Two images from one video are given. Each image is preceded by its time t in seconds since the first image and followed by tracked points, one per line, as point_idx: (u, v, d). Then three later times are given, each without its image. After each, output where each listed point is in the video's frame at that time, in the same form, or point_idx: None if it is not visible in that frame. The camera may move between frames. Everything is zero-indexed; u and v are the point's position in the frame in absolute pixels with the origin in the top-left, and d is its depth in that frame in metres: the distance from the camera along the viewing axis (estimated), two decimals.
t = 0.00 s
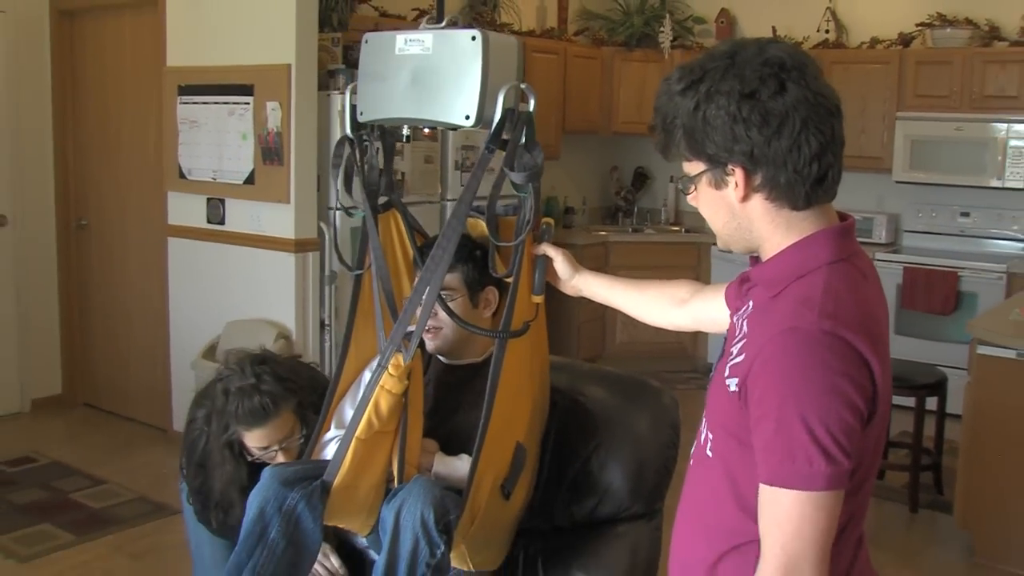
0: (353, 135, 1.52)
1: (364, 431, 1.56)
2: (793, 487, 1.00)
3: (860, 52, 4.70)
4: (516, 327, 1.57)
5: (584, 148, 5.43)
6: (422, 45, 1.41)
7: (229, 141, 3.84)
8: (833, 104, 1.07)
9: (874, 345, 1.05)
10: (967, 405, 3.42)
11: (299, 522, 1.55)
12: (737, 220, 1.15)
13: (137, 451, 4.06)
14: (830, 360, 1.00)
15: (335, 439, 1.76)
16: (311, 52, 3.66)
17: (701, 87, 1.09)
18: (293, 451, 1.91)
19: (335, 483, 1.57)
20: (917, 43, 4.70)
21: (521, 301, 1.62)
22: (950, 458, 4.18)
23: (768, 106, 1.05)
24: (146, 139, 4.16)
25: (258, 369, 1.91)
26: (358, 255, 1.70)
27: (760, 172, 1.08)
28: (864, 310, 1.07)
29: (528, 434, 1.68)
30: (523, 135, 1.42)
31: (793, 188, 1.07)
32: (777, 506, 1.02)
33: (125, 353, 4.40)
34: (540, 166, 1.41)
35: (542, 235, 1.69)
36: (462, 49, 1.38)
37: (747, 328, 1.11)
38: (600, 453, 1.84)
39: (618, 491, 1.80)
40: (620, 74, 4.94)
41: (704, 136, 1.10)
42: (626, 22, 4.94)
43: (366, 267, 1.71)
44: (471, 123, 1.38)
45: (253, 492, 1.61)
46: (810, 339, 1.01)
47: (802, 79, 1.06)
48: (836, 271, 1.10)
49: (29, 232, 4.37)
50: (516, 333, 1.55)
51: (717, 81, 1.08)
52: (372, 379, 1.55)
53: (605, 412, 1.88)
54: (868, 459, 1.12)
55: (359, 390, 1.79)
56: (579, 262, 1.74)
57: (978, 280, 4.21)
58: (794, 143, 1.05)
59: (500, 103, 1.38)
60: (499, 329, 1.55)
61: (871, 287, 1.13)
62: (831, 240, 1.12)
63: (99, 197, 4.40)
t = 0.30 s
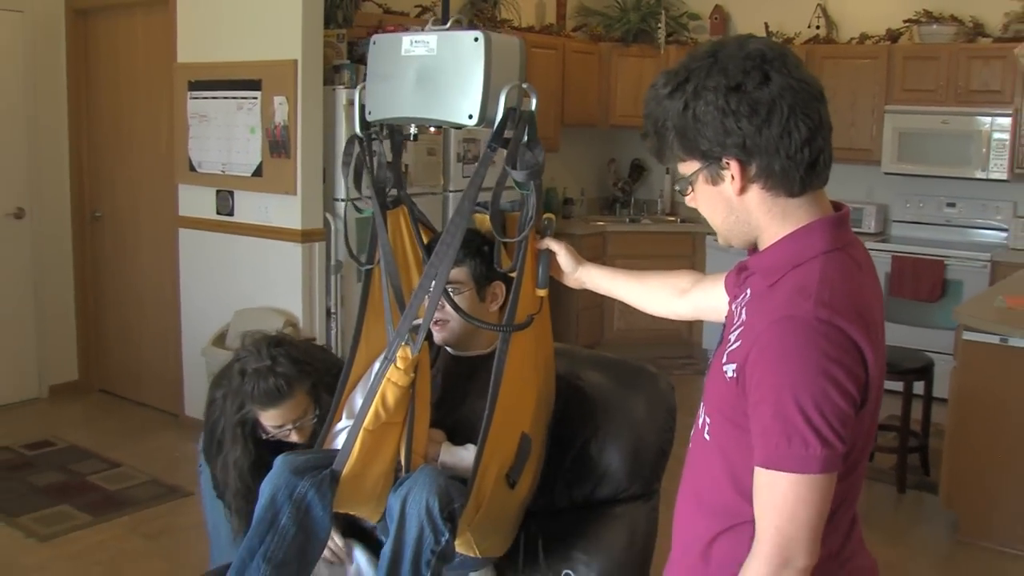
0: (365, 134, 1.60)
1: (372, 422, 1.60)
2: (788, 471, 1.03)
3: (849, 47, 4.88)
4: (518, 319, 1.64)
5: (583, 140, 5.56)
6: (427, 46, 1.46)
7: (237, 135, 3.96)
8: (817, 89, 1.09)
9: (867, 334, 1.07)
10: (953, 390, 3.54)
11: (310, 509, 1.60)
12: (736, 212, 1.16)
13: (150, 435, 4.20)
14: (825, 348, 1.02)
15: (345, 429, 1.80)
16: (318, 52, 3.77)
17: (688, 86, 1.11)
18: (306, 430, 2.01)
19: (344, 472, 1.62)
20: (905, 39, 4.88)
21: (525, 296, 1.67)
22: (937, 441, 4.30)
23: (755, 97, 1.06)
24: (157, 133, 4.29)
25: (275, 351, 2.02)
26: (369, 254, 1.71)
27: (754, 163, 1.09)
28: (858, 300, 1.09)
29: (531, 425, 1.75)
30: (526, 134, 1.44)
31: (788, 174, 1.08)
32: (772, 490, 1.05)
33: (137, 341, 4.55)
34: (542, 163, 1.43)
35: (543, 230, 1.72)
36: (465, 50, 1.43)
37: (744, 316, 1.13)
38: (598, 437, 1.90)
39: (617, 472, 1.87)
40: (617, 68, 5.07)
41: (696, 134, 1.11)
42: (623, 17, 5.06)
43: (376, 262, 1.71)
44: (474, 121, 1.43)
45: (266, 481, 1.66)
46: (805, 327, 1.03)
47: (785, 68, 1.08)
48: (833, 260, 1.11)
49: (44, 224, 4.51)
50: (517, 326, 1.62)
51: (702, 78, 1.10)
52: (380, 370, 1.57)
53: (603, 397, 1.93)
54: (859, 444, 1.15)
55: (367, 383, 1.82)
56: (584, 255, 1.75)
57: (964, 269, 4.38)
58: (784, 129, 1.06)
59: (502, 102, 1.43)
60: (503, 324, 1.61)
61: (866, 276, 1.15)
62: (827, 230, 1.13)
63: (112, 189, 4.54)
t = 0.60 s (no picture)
0: (371, 134, 1.58)
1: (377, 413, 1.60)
2: (771, 458, 1.03)
3: (839, 44, 5.07)
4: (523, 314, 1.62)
5: (581, 135, 5.71)
6: (434, 49, 1.42)
7: (244, 130, 4.07)
8: (811, 82, 1.08)
9: (858, 325, 1.06)
10: (938, 378, 3.63)
11: (317, 500, 1.59)
12: (731, 205, 1.14)
13: (160, 421, 4.32)
14: (814, 337, 1.02)
15: (351, 421, 1.80)
16: (323, 51, 3.88)
17: (685, 81, 1.09)
18: (310, 416, 1.99)
19: (350, 463, 1.60)
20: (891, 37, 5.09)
21: (528, 291, 1.65)
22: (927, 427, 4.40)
23: (753, 90, 1.05)
24: (167, 128, 4.41)
25: (277, 339, 2.00)
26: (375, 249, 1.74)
27: (753, 155, 1.07)
28: (851, 291, 1.08)
29: (534, 419, 1.72)
30: (531, 134, 1.42)
31: (786, 166, 1.07)
32: (754, 475, 1.05)
33: (148, 330, 4.68)
34: (547, 164, 1.42)
35: (547, 227, 1.70)
36: (470, 52, 1.39)
37: (738, 303, 1.13)
38: (594, 424, 1.90)
39: (614, 457, 1.85)
40: (614, 65, 5.21)
41: (694, 128, 1.09)
42: (619, 15, 5.18)
43: (382, 259, 1.74)
44: (478, 123, 1.39)
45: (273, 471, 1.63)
46: (796, 315, 1.03)
47: (780, 61, 1.07)
48: (827, 251, 1.10)
49: (58, 218, 4.64)
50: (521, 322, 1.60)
51: (698, 72, 1.08)
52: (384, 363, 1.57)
53: (602, 385, 1.91)
54: (847, 435, 1.14)
55: (370, 377, 1.83)
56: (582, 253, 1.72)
57: (949, 260, 4.60)
58: (782, 122, 1.05)
59: (508, 104, 1.39)
60: (507, 319, 1.59)
61: (862, 268, 1.14)
62: (821, 221, 1.12)
63: (123, 183, 4.67)
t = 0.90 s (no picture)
0: (372, 134, 1.61)
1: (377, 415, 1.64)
2: (768, 449, 1.07)
3: (834, 42, 5.12)
4: (524, 316, 1.66)
5: (578, 131, 5.75)
6: (436, 51, 1.44)
7: (245, 126, 4.11)
8: (806, 79, 1.13)
9: (850, 317, 1.10)
10: (931, 371, 3.68)
11: (317, 501, 1.62)
12: (729, 200, 1.17)
13: (161, 415, 4.36)
14: (806, 330, 1.05)
15: (351, 421, 1.85)
16: (322, 49, 3.91)
17: (687, 74, 1.13)
18: (308, 406, 2.01)
19: (350, 463, 1.65)
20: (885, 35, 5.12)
21: (528, 294, 1.68)
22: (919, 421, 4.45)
23: (757, 81, 1.09)
24: (168, 124, 4.45)
25: (279, 328, 2.03)
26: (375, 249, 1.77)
27: (755, 147, 1.11)
28: (841, 285, 1.12)
29: (535, 418, 1.75)
30: (533, 137, 1.45)
31: (788, 158, 1.11)
32: (752, 467, 1.08)
33: (149, 324, 4.72)
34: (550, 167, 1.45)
35: (547, 230, 1.73)
36: (473, 54, 1.42)
37: (732, 299, 1.17)
38: (590, 417, 1.94)
39: (610, 450, 1.89)
40: (610, 61, 5.25)
41: (697, 119, 1.12)
42: (616, 12, 5.21)
43: (381, 260, 1.78)
44: (481, 125, 1.42)
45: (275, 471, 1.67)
46: (789, 310, 1.07)
47: (779, 58, 1.12)
48: (819, 247, 1.14)
49: (60, 213, 4.68)
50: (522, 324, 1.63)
51: (700, 66, 1.12)
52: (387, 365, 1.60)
53: (597, 378, 1.96)
54: (842, 426, 1.18)
55: (371, 376, 1.88)
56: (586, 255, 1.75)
57: (942, 255, 4.66)
58: (785, 114, 1.09)
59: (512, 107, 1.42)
60: (508, 321, 1.62)
61: (852, 262, 1.18)
62: (814, 215, 1.16)
63: (124, 179, 4.71)
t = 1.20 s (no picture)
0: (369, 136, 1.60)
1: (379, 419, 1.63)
2: (769, 445, 1.07)
3: (832, 37, 5.12)
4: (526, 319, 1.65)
5: (575, 126, 5.75)
6: (437, 52, 1.43)
7: (242, 121, 4.10)
8: (804, 73, 1.14)
9: (847, 312, 1.10)
10: (928, 365, 3.68)
11: (319, 503, 1.63)
12: (728, 194, 1.16)
13: (159, 410, 4.37)
14: (805, 326, 1.06)
15: (351, 424, 1.84)
16: (320, 44, 3.90)
17: (685, 69, 1.13)
18: (303, 400, 2.00)
19: (353, 466, 1.65)
20: (883, 30, 5.12)
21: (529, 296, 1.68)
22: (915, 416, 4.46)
23: (756, 74, 1.09)
24: (166, 119, 4.44)
25: (276, 320, 2.01)
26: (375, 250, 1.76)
27: (755, 140, 1.11)
28: (838, 279, 1.12)
29: (535, 419, 1.75)
30: (535, 139, 1.46)
31: (788, 153, 1.11)
32: (753, 463, 1.09)
33: (147, 319, 4.72)
34: (552, 170, 1.47)
35: (547, 232, 1.72)
36: (475, 56, 1.41)
37: (730, 294, 1.17)
38: (587, 411, 1.93)
39: (606, 443, 1.89)
40: (607, 56, 5.25)
41: (696, 114, 1.12)
42: (613, 8, 5.21)
43: (378, 261, 1.78)
44: (482, 127, 1.41)
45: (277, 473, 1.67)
46: (788, 305, 1.07)
47: (778, 52, 1.12)
48: (816, 241, 1.14)
49: (58, 208, 4.68)
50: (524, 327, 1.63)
51: (699, 60, 1.12)
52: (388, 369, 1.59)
53: (594, 372, 1.96)
54: (840, 420, 1.18)
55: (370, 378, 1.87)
56: (585, 256, 1.75)
57: (939, 250, 4.67)
58: (784, 107, 1.09)
59: (514, 110, 1.42)
60: (509, 323, 1.62)
61: (849, 256, 1.18)
62: (812, 210, 1.16)
63: (121, 174, 4.70)
